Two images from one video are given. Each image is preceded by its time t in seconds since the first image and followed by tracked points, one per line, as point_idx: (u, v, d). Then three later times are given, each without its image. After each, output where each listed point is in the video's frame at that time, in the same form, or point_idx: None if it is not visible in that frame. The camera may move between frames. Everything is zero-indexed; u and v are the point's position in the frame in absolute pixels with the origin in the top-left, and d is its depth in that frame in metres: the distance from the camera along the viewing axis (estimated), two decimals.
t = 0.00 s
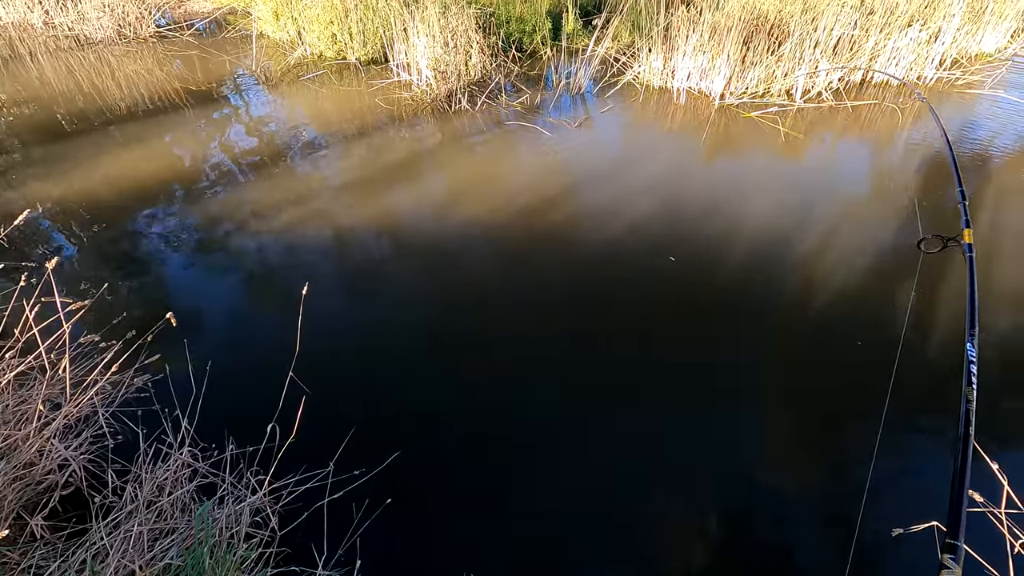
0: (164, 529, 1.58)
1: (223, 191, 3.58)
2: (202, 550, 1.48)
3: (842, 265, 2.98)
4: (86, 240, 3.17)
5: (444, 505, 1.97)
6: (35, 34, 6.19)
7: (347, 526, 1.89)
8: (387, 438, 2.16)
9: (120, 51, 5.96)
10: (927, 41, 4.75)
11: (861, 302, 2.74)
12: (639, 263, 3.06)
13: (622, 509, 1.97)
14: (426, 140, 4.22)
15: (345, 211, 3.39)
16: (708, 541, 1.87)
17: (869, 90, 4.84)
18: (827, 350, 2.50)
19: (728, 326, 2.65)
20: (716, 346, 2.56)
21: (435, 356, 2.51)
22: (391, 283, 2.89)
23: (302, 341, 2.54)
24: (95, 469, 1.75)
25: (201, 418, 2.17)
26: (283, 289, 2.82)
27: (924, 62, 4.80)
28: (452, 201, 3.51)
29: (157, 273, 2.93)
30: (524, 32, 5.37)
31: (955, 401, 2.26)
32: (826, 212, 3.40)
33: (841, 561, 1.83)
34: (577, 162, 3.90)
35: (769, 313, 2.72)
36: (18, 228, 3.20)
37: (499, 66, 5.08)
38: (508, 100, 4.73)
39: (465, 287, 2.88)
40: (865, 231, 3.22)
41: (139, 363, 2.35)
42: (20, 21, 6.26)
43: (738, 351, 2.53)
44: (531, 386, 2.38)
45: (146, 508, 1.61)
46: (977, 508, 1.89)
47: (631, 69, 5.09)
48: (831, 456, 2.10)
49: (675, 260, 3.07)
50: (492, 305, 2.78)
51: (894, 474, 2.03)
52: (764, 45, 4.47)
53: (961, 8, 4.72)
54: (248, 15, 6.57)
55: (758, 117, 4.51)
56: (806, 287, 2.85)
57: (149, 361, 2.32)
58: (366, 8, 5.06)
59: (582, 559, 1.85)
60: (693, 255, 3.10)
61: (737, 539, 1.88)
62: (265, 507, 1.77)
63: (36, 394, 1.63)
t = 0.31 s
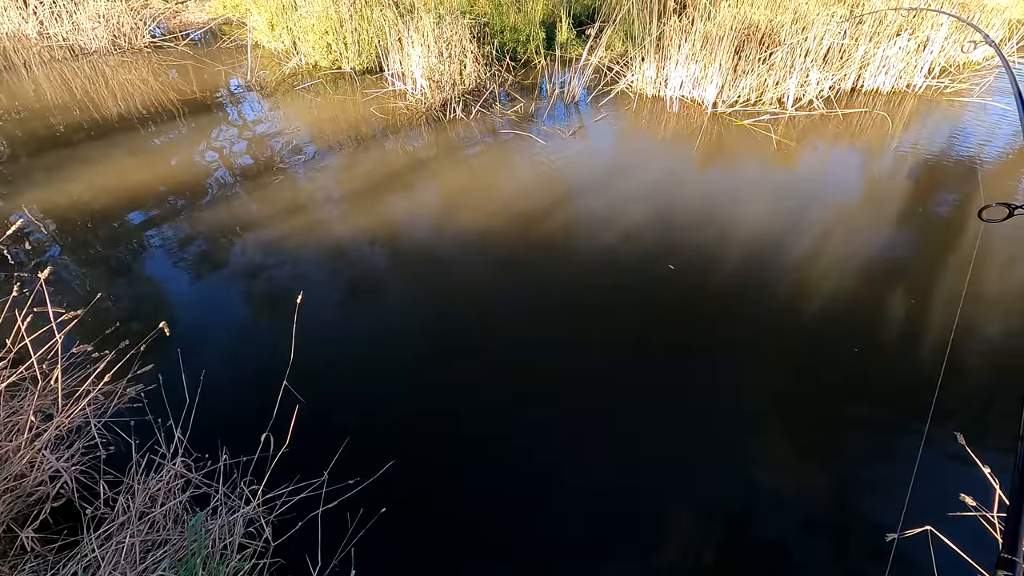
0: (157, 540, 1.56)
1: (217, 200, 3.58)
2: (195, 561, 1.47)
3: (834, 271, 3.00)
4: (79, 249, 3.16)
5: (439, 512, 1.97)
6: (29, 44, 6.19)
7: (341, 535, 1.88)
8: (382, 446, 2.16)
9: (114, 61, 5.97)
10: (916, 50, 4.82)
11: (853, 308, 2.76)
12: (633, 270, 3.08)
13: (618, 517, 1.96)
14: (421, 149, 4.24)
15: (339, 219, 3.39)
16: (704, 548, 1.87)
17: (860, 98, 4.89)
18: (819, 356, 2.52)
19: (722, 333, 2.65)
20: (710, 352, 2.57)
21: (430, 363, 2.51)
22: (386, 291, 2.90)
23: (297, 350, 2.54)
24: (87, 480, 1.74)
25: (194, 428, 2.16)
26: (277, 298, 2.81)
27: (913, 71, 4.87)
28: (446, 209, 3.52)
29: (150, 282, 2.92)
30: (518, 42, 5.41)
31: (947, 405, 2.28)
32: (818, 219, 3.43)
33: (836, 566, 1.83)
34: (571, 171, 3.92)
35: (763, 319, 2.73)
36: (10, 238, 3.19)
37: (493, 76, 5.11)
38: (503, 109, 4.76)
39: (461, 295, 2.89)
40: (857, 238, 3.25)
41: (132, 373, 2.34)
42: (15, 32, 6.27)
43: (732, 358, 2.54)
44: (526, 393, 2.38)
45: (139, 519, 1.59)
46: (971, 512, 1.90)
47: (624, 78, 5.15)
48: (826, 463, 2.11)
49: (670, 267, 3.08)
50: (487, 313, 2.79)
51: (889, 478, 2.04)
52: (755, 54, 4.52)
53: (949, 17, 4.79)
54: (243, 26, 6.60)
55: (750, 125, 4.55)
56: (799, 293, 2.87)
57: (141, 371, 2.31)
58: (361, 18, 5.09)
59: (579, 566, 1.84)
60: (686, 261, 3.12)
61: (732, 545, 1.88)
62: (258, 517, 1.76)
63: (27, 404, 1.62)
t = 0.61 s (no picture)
0: (151, 549, 1.55)
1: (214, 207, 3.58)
2: (189, 570, 1.46)
3: (830, 276, 3.01)
4: (76, 256, 3.16)
5: (436, 520, 1.96)
6: (27, 52, 6.20)
7: (337, 543, 1.87)
8: (379, 453, 2.15)
9: (112, 69, 5.99)
10: (909, 58, 4.87)
11: (849, 313, 2.77)
12: (631, 276, 3.08)
13: (615, 523, 1.96)
14: (418, 156, 4.25)
15: (337, 225, 3.40)
16: (702, 554, 1.87)
17: (854, 104, 4.93)
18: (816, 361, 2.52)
19: (718, 339, 2.66)
20: (707, 357, 2.57)
21: (427, 369, 2.50)
22: (383, 297, 2.89)
23: (293, 357, 2.54)
24: (81, 489, 1.73)
25: (190, 436, 2.16)
26: (274, 305, 2.81)
27: (907, 78, 4.92)
28: (443, 216, 3.53)
29: (147, 289, 2.92)
30: (515, 49, 5.44)
31: (943, 410, 2.28)
32: (813, 224, 3.44)
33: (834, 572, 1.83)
34: (568, 177, 3.94)
35: (760, 324, 2.74)
36: (7, 245, 3.19)
37: (490, 83, 5.14)
38: (499, 115, 4.78)
39: (458, 301, 2.89)
40: (852, 243, 3.26)
41: (127, 380, 2.33)
42: (13, 40, 6.28)
43: (729, 363, 2.54)
44: (524, 399, 2.38)
45: (133, 528, 1.58)
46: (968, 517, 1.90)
47: (620, 85, 5.18)
48: (822, 468, 2.11)
49: (667, 272, 3.09)
50: (484, 319, 2.78)
51: (886, 484, 2.04)
52: (751, 61, 4.51)
53: (942, 24, 4.86)
54: (241, 34, 6.64)
55: (746, 131, 4.57)
56: (796, 299, 2.88)
57: (137, 378, 2.31)
58: (359, 26, 5.13)
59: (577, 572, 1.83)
60: (683, 267, 3.12)
61: (730, 551, 1.88)
62: (254, 525, 1.74)
63: (20, 412, 1.61)
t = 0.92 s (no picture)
0: (150, 555, 1.54)
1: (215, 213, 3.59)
2: None
3: (830, 281, 3.01)
4: (76, 261, 3.16)
5: (436, 526, 1.95)
6: (31, 58, 6.24)
7: (336, 548, 1.87)
8: (378, 459, 2.15)
9: (115, 75, 6.02)
10: (908, 64, 4.90)
11: (850, 319, 2.77)
12: (632, 281, 3.08)
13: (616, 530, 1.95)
14: (419, 161, 4.26)
15: (337, 230, 3.41)
16: (703, 561, 1.85)
17: (854, 110, 4.95)
18: (817, 367, 2.52)
19: (719, 344, 2.65)
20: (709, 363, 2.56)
21: (427, 374, 2.50)
22: (384, 302, 2.90)
23: (293, 362, 2.53)
24: (80, 494, 1.73)
25: (189, 441, 2.15)
26: (275, 310, 2.81)
27: (906, 85, 4.94)
28: (444, 221, 3.53)
29: (147, 294, 2.92)
30: (516, 56, 5.47)
31: (945, 416, 2.27)
32: (814, 230, 3.44)
33: None
34: (569, 182, 3.95)
35: (761, 330, 2.73)
36: (8, 250, 3.19)
37: (491, 90, 5.16)
38: (500, 121, 4.80)
39: (459, 306, 2.89)
40: (852, 248, 3.26)
41: (126, 386, 2.33)
42: (17, 46, 6.31)
43: (730, 369, 2.53)
44: (525, 404, 2.38)
45: (132, 534, 1.58)
46: (971, 524, 1.89)
47: (621, 92, 5.19)
48: (824, 475, 2.10)
49: (667, 277, 3.09)
50: (485, 324, 2.78)
51: (889, 490, 2.03)
52: (750, 68, 4.55)
53: (941, 32, 4.90)
54: (243, 41, 6.69)
55: (746, 138, 4.58)
56: (797, 304, 2.87)
57: (136, 383, 2.31)
58: (360, 33, 5.16)
59: None
60: (684, 272, 3.12)
61: (732, 558, 1.87)
62: (253, 531, 1.74)
63: (20, 417, 1.61)
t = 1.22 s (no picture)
0: (149, 560, 1.54)
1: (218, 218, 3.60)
2: None
3: (833, 288, 3.00)
4: (81, 265, 3.18)
5: (436, 533, 1.94)
6: (39, 65, 6.30)
7: (336, 555, 1.86)
8: (379, 464, 2.14)
9: (122, 81, 6.06)
10: (912, 72, 4.90)
11: (853, 326, 2.76)
12: (634, 287, 3.07)
13: (617, 538, 1.93)
14: (423, 167, 4.28)
15: (341, 236, 3.42)
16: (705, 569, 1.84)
17: (858, 117, 4.95)
18: (820, 374, 2.50)
19: (721, 350, 2.65)
20: (712, 369, 2.55)
21: (429, 380, 2.50)
22: (386, 307, 2.90)
23: (295, 367, 2.53)
24: (81, 498, 1.73)
25: (190, 446, 2.15)
26: (277, 315, 2.82)
27: (910, 92, 4.94)
28: (447, 227, 3.54)
29: (150, 298, 2.93)
30: (519, 63, 5.49)
31: (949, 425, 2.26)
32: (817, 236, 3.43)
33: None
34: (572, 188, 3.95)
35: (764, 337, 2.72)
36: (13, 254, 3.21)
37: (494, 96, 5.18)
38: (504, 128, 4.81)
39: (461, 311, 2.89)
40: (855, 255, 3.26)
41: (129, 390, 2.34)
42: (25, 53, 6.37)
43: (733, 376, 2.52)
44: (526, 410, 2.37)
45: (132, 539, 1.57)
46: (976, 534, 1.87)
47: (624, 98, 5.20)
48: (828, 483, 2.08)
49: (670, 283, 3.09)
50: (488, 330, 2.78)
51: (893, 499, 2.01)
52: (753, 75, 4.55)
53: (944, 39, 4.90)
54: (249, 47, 6.74)
55: (749, 144, 4.59)
56: (799, 311, 2.86)
57: (138, 387, 2.31)
58: (365, 40, 5.19)
59: None
60: (687, 278, 3.12)
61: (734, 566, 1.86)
62: (253, 537, 1.73)
63: (22, 421, 1.61)
